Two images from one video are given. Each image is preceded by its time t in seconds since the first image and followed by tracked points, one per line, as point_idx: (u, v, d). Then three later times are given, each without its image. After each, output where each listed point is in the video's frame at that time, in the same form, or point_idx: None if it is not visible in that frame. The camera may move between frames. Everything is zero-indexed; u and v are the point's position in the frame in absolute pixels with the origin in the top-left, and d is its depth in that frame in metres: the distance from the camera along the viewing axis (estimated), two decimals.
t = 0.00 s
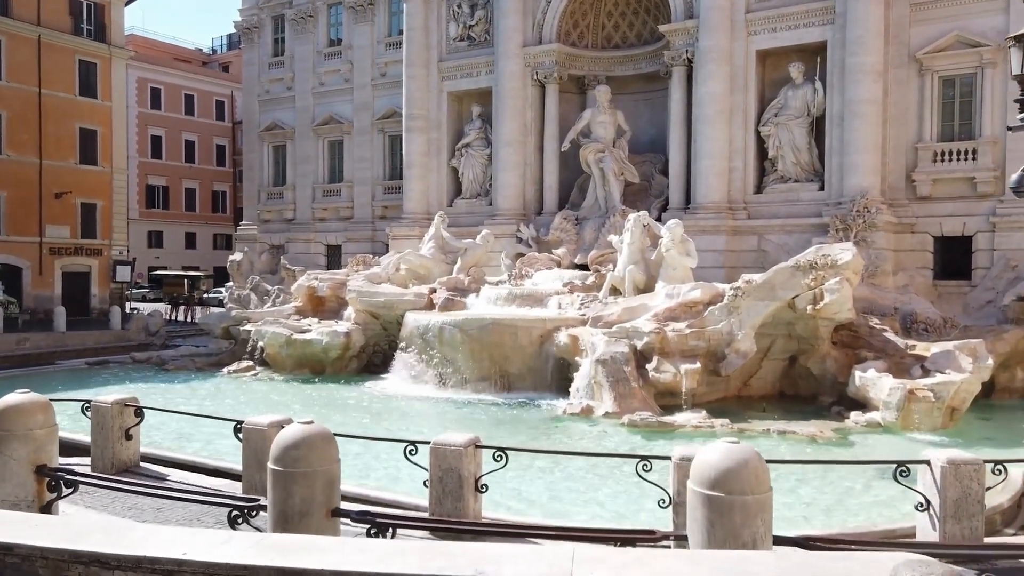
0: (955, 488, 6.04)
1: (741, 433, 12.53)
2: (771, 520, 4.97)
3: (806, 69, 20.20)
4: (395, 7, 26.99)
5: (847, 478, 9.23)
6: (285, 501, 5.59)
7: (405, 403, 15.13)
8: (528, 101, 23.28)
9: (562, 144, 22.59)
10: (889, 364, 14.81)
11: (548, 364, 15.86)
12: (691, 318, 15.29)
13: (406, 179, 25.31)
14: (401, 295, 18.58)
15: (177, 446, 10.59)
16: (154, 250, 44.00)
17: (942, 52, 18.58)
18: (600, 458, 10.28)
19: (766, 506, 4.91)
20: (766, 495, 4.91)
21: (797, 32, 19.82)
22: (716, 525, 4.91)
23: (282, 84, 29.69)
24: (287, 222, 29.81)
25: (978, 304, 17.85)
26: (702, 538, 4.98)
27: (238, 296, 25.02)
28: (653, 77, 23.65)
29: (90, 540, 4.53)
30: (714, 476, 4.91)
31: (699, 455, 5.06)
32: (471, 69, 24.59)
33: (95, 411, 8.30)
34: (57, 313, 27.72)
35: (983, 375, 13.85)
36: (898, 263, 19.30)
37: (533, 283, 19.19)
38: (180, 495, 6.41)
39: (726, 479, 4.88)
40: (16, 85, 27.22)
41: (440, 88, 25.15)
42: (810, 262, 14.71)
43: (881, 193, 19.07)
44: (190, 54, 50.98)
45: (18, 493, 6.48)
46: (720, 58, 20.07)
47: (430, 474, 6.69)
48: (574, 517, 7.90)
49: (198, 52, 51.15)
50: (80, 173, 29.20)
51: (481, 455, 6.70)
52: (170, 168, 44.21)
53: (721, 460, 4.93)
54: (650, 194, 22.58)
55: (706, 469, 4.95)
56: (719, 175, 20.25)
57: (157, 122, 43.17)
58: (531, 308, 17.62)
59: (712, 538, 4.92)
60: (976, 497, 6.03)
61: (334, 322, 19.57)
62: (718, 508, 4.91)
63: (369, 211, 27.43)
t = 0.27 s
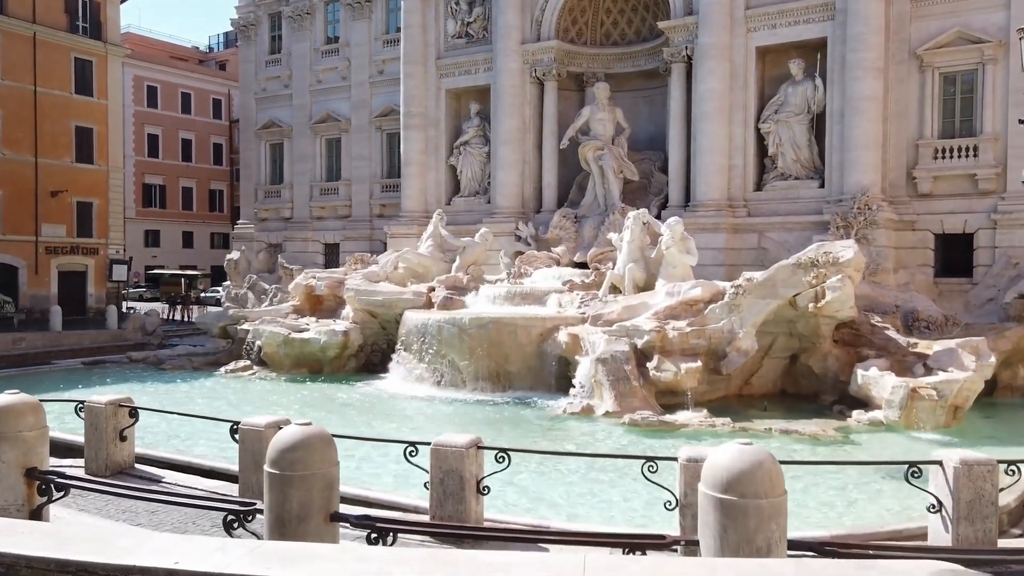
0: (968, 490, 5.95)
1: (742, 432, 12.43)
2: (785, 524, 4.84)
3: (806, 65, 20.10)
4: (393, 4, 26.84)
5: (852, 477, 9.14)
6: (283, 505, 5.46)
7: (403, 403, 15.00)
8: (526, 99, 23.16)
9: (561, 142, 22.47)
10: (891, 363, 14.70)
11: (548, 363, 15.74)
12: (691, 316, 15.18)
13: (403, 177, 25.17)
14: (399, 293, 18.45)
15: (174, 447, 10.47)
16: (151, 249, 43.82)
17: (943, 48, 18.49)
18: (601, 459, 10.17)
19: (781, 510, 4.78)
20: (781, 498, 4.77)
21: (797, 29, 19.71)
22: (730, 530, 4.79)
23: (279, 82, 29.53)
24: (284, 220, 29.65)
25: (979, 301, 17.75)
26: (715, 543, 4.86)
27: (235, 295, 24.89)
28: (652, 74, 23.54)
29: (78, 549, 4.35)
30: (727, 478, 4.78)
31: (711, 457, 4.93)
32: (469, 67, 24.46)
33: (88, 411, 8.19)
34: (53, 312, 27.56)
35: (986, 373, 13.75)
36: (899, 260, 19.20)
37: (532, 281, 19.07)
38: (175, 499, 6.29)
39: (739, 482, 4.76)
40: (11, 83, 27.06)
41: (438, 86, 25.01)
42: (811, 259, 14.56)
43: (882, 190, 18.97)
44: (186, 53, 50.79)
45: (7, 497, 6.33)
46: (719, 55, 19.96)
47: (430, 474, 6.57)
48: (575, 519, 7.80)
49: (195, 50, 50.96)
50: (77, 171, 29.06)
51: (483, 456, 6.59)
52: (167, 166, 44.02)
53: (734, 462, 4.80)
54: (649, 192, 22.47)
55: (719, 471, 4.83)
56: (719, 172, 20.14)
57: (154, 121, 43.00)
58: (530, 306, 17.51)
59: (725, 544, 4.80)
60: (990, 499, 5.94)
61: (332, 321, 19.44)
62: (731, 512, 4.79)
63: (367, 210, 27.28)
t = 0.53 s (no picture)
0: (984, 494, 5.84)
1: (746, 432, 12.31)
2: (803, 533, 4.70)
3: (807, 62, 19.99)
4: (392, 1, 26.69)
5: (858, 478, 9.03)
6: (279, 514, 5.33)
7: (403, 402, 14.88)
8: (526, 97, 23.03)
9: (561, 139, 22.33)
10: (895, 362, 14.58)
11: (549, 362, 15.62)
12: (693, 315, 15.05)
13: (403, 176, 25.03)
14: (399, 292, 18.32)
15: (171, 449, 10.33)
16: (150, 248, 43.67)
17: (945, 44, 18.37)
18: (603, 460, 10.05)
19: (799, 519, 4.64)
20: (799, 506, 4.63)
21: (799, 25, 19.58)
22: (745, 539, 4.65)
23: (278, 80, 29.39)
24: (283, 219, 29.50)
25: (982, 299, 17.63)
26: (730, 554, 4.71)
27: (234, 294, 24.76)
28: (652, 72, 23.40)
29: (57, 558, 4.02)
30: (742, 487, 4.63)
31: (725, 463, 4.80)
32: (468, 65, 24.33)
33: (82, 414, 8.07)
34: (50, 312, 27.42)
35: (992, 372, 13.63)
36: (901, 258, 19.07)
37: (533, 280, 18.94)
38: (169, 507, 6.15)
39: (754, 490, 4.60)
40: (8, 82, 26.91)
41: (438, 84, 24.88)
42: (814, 257, 14.40)
43: (885, 188, 18.84)
44: (185, 52, 50.63)
45: None
46: (720, 52, 19.83)
47: (432, 479, 6.46)
48: (579, 522, 7.68)
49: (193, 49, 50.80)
50: (74, 171, 28.92)
51: (485, 460, 6.47)
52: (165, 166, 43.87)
53: (749, 469, 4.66)
54: (650, 190, 22.35)
55: (733, 479, 4.67)
56: (720, 170, 20.02)
57: (152, 120, 42.85)
58: (531, 305, 17.38)
59: (741, 555, 4.65)
60: (1007, 503, 5.83)
61: (331, 321, 19.30)
62: (745, 521, 4.65)
63: (367, 208, 27.15)
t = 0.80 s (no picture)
0: (1000, 498, 5.74)
1: (749, 433, 12.21)
2: (820, 543, 4.60)
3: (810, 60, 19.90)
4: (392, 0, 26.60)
5: (864, 480, 8.94)
6: (278, 522, 5.23)
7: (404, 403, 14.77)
8: (527, 95, 22.93)
9: (562, 138, 22.23)
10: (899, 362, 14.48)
11: (551, 362, 15.52)
12: (696, 315, 14.95)
13: (403, 175, 24.93)
14: (400, 292, 18.22)
15: (169, 452, 10.22)
16: (150, 248, 43.57)
17: (949, 42, 18.25)
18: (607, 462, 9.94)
19: (816, 529, 4.55)
20: (817, 515, 4.55)
21: (801, 23, 19.47)
22: (761, 549, 4.55)
23: (278, 79, 29.29)
24: (283, 219, 29.39)
25: (986, 298, 17.53)
26: (745, 563, 4.60)
27: (234, 294, 24.66)
28: (654, 70, 23.29)
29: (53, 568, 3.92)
30: (760, 494, 4.54)
31: (739, 469, 4.71)
32: (469, 63, 24.22)
33: (79, 417, 7.98)
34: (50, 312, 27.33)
35: (997, 372, 13.53)
36: (905, 257, 18.97)
37: (534, 279, 18.84)
38: (165, 515, 6.04)
39: (771, 497, 4.52)
40: (7, 81, 26.81)
41: (438, 83, 24.77)
42: (818, 256, 14.30)
43: (888, 187, 18.74)
44: (185, 51, 50.52)
45: None
46: (722, 50, 19.73)
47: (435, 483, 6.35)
48: (583, 526, 7.58)
49: (193, 48, 50.69)
50: (74, 170, 28.83)
51: (489, 464, 6.38)
52: (165, 165, 43.76)
53: (765, 476, 4.57)
54: (652, 189, 22.25)
55: (750, 486, 4.59)
56: (723, 169, 19.91)
57: (152, 119, 42.74)
58: (532, 305, 17.29)
59: (757, 564, 4.55)
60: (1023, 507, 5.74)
61: (331, 321, 19.20)
62: (762, 530, 4.55)
63: (367, 208, 27.06)
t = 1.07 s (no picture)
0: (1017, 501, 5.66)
1: (752, 433, 12.12)
2: (841, 549, 4.52)
3: (812, 58, 19.79)
4: None
5: (870, 481, 8.86)
6: (277, 527, 5.13)
7: (404, 403, 14.67)
8: (527, 93, 22.84)
9: (562, 137, 22.13)
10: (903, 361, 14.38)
11: (552, 361, 15.43)
12: (698, 314, 14.85)
13: (403, 174, 24.85)
14: (399, 291, 18.15)
15: (167, 452, 10.13)
16: (149, 248, 43.46)
17: (951, 39, 18.15)
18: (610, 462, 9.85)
19: (837, 535, 4.46)
20: (838, 521, 4.45)
21: (803, 21, 19.37)
22: (781, 556, 4.43)
23: (277, 78, 29.18)
24: (282, 218, 29.28)
25: (989, 297, 17.45)
26: (763, 570, 4.50)
27: (233, 293, 24.56)
28: (654, 68, 23.20)
29: None
30: (780, 499, 4.44)
31: (756, 472, 4.62)
32: (469, 61, 24.12)
33: (74, 418, 7.87)
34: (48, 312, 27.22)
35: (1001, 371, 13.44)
36: (907, 256, 18.87)
37: (534, 278, 18.75)
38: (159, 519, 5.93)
39: (792, 503, 4.41)
40: (5, 80, 26.71)
41: (438, 81, 24.67)
42: (821, 255, 14.22)
43: (890, 185, 18.64)
44: (184, 50, 50.41)
45: None
46: (724, 48, 19.64)
47: (439, 484, 6.26)
48: (587, 528, 7.48)
49: (192, 47, 50.57)
50: (72, 169, 28.72)
51: (492, 466, 6.30)
52: (164, 164, 43.63)
53: (784, 480, 4.48)
54: (652, 187, 22.16)
55: (769, 491, 4.48)
56: (724, 167, 19.84)
57: (151, 118, 42.63)
58: (533, 304, 17.19)
59: (776, 570, 4.44)
60: None
61: (331, 320, 19.09)
62: (782, 536, 4.44)
63: (366, 207, 26.97)
